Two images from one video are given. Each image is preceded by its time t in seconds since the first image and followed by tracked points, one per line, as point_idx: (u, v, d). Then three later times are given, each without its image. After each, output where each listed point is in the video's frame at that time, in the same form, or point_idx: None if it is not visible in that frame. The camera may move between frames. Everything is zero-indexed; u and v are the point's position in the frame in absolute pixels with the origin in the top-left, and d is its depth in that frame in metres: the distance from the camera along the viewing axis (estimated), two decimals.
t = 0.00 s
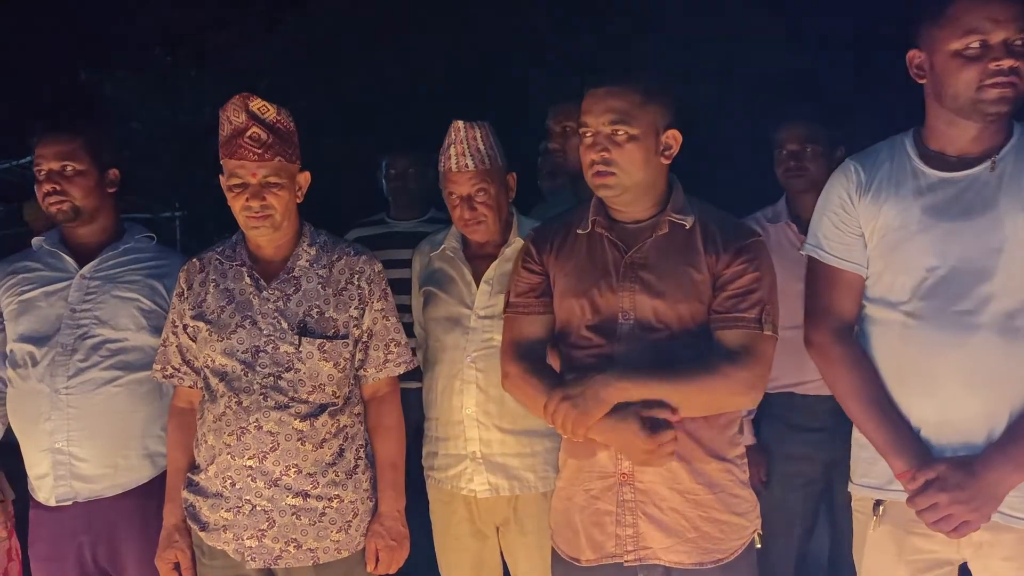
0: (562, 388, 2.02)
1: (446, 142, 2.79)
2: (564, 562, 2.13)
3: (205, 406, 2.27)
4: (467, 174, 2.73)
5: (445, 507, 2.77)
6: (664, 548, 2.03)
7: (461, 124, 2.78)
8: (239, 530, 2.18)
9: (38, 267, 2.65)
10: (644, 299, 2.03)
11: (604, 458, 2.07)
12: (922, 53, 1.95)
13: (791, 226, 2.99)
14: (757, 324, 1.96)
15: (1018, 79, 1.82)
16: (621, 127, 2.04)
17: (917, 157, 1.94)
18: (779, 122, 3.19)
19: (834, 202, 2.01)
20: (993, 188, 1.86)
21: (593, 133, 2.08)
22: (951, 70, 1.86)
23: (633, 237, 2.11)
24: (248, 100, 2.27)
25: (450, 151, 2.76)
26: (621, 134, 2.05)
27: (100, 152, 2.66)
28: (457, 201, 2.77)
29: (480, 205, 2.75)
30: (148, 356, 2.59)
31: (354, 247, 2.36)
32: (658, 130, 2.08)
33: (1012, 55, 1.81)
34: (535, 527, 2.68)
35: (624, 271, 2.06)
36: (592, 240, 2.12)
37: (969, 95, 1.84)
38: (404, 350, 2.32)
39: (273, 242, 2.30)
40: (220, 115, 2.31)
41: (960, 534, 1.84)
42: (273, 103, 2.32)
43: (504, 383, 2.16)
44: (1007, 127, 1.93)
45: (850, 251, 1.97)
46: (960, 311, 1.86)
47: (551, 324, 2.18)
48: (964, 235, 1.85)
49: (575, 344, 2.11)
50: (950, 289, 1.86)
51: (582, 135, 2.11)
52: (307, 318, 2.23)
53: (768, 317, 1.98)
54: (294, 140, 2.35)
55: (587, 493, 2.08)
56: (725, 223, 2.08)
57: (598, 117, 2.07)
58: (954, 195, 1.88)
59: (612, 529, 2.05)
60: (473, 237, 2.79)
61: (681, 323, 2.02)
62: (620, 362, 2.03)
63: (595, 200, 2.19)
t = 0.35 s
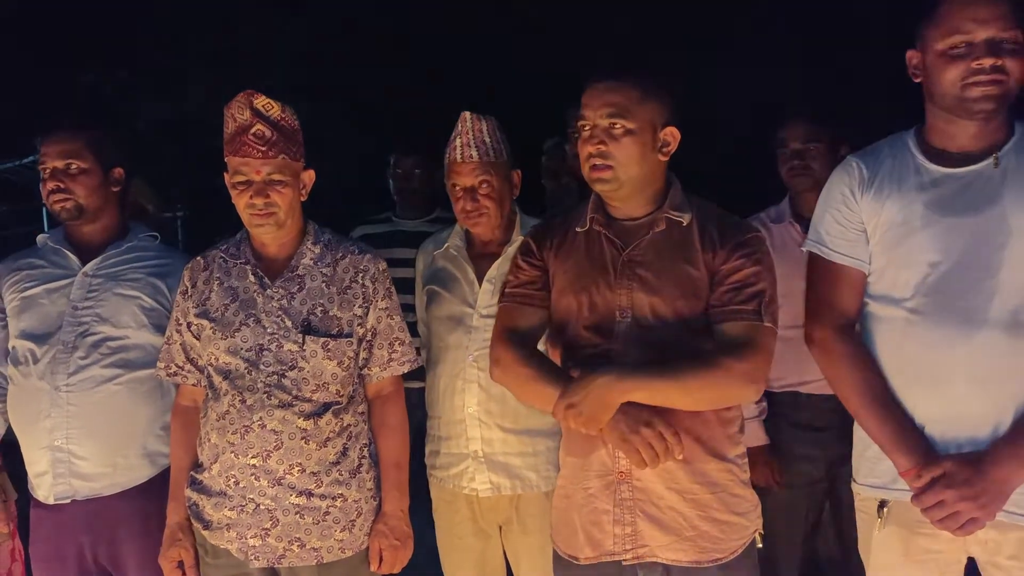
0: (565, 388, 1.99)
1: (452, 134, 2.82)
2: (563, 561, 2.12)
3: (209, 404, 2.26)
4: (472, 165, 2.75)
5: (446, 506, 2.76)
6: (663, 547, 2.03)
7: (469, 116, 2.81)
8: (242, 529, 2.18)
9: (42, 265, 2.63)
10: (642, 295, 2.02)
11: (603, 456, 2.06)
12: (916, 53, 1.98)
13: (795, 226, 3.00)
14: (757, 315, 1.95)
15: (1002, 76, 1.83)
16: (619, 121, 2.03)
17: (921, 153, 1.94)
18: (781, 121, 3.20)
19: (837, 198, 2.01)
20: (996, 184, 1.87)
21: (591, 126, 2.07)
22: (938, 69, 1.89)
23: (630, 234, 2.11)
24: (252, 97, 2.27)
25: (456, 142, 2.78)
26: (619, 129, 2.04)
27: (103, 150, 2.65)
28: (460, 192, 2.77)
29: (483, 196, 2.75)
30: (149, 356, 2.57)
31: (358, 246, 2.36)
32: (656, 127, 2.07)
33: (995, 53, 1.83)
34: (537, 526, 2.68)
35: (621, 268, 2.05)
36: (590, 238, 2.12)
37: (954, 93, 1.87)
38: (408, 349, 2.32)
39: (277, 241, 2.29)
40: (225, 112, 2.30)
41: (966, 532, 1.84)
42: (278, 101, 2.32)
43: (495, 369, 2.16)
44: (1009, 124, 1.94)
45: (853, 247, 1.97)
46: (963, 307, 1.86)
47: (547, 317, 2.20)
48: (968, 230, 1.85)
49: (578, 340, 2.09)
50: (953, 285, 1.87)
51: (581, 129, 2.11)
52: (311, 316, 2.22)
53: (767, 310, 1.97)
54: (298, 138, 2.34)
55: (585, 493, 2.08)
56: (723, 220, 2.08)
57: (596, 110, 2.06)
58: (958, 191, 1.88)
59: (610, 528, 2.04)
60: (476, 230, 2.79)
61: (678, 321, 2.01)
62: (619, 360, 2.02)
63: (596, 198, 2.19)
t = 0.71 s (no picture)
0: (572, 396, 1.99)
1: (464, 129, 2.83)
2: (571, 563, 2.13)
3: (218, 401, 2.27)
4: (480, 160, 2.75)
5: (453, 503, 2.77)
6: (670, 548, 2.03)
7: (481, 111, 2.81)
8: (252, 525, 2.18)
9: (51, 261, 2.64)
10: (647, 294, 2.02)
11: (609, 459, 2.07)
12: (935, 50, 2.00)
13: (807, 223, 2.99)
14: (763, 320, 1.94)
15: (1005, 72, 1.83)
16: (621, 121, 2.02)
17: (938, 151, 1.94)
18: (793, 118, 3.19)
19: (853, 194, 2.03)
20: (1013, 182, 1.85)
21: (593, 126, 2.07)
22: (946, 64, 1.91)
23: (635, 234, 2.12)
24: (263, 94, 2.26)
25: (466, 136, 2.79)
26: (620, 128, 2.03)
27: (111, 147, 2.64)
28: (467, 186, 2.78)
29: (488, 192, 2.74)
30: (158, 351, 2.58)
31: (368, 244, 2.36)
32: (658, 126, 2.05)
33: (997, 50, 1.83)
34: (543, 524, 2.68)
35: (627, 267, 2.05)
36: (594, 237, 2.11)
37: (958, 87, 1.88)
38: (417, 347, 2.32)
39: (287, 237, 2.29)
40: (236, 108, 2.30)
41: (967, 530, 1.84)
42: (289, 98, 2.31)
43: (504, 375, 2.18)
44: None
45: (867, 243, 1.98)
46: (974, 305, 1.85)
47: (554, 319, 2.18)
48: (981, 228, 1.85)
49: (580, 343, 2.11)
50: (965, 282, 1.86)
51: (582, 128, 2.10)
52: (320, 314, 2.22)
53: (774, 314, 1.95)
54: (308, 135, 2.34)
55: (592, 494, 2.09)
56: (729, 218, 2.06)
57: (597, 110, 2.06)
58: (973, 188, 1.88)
59: (617, 531, 2.05)
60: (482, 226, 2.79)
61: (682, 320, 2.01)
62: (623, 366, 2.03)
63: (601, 195, 2.20)
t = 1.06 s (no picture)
0: (576, 399, 1.99)
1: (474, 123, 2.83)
2: (577, 563, 2.12)
3: (223, 397, 2.26)
4: (489, 153, 2.75)
5: (459, 500, 2.77)
6: (676, 549, 2.02)
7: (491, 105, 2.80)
8: (257, 521, 2.18)
9: (58, 257, 2.64)
10: (650, 295, 2.00)
11: (614, 460, 2.05)
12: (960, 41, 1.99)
13: (818, 219, 2.98)
14: (768, 320, 1.93)
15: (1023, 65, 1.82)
16: (619, 123, 2.00)
17: (955, 146, 1.91)
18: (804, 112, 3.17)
19: (869, 189, 2.00)
20: None
21: (590, 130, 2.04)
22: (965, 55, 1.90)
23: (637, 231, 2.08)
24: (268, 90, 2.27)
25: (477, 130, 2.79)
26: (619, 131, 2.01)
27: (117, 143, 2.64)
28: (477, 180, 2.77)
29: (498, 185, 2.74)
30: (163, 347, 2.58)
31: (373, 239, 2.35)
32: (657, 126, 2.03)
33: (1015, 42, 1.82)
34: (549, 522, 2.68)
35: (629, 267, 2.02)
36: (596, 236, 2.09)
37: (976, 78, 1.87)
38: (422, 343, 2.31)
39: (293, 233, 2.28)
40: (240, 105, 2.30)
41: (977, 530, 1.83)
42: (294, 95, 2.31)
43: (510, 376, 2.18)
44: None
45: (881, 238, 1.96)
46: (988, 302, 1.84)
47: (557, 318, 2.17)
48: (997, 225, 1.83)
49: (584, 346, 2.08)
50: (979, 279, 1.84)
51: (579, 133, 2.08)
52: (325, 310, 2.22)
53: (779, 313, 1.94)
54: (313, 131, 2.33)
55: (598, 495, 2.07)
56: (733, 213, 2.04)
57: (594, 113, 2.03)
58: (990, 184, 1.85)
59: (623, 532, 2.04)
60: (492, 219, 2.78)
61: (687, 320, 1.99)
62: (627, 367, 2.02)
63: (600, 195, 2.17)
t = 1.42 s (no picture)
0: (582, 407, 1.97)
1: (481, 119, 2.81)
2: (582, 566, 2.11)
3: (227, 395, 2.26)
4: (496, 150, 2.73)
5: (465, 500, 2.76)
6: (684, 553, 2.00)
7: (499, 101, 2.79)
8: (260, 519, 2.17)
9: (62, 256, 2.65)
10: (653, 297, 1.98)
11: (621, 466, 2.04)
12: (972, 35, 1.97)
13: (823, 215, 2.95)
14: (773, 319, 1.91)
15: None
16: (623, 125, 1.96)
17: (967, 142, 1.89)
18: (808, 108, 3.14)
19: (878, 185, 1.98)
20: None
21: (593, 133, 2.00)
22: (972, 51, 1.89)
23: (638, 231, 2.08)
24: (270, 87, 2.26)
25: (484, 126, 2.77)
26: (624, 132, 1.97)
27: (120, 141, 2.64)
28: (483, 177, 2.76)
29: (506, 182, 2.73)
30: (167, 345, 2.58)
31: (377, 237, 2.34)
32: (659, 124, 2.00)
33: (1017, 39, 1.79)
34: (555, 521, 2.67)
35: (630, 268, 2.00)
36: (595, 236, 2.07)
37: (980, 75, 1.86)
38: (426, 341, 2.30)
39: (296, 231, 2.28)
40: (244, 102, 2.29)
41: (984, 531, 1.81)
42: (297, 91, 2.31)
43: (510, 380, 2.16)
44: None
45: (891, 234, 1.93)
46: (997, 300, 1.81)
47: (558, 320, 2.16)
48: (1008, 222, 1.80)
49: (585, 349, 2.07)
50: (989, 277, 1.82)
51: (582, 136, 2.03)
52: (329, 307, 2.21)
53: (783, 312, 1.92)
54: (317, 127, 2.33)
55: (604, 500, 2.06)
56: (736, 211, 2.02)
57: (596, 116, 1.98)
58: (1001, 181, 1.82)
59: (630, 537, 2.02)
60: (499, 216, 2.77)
61: (691, 322, 1.98)
62: (630, 371, 2.00)
63: (596, 195, 2.15)
